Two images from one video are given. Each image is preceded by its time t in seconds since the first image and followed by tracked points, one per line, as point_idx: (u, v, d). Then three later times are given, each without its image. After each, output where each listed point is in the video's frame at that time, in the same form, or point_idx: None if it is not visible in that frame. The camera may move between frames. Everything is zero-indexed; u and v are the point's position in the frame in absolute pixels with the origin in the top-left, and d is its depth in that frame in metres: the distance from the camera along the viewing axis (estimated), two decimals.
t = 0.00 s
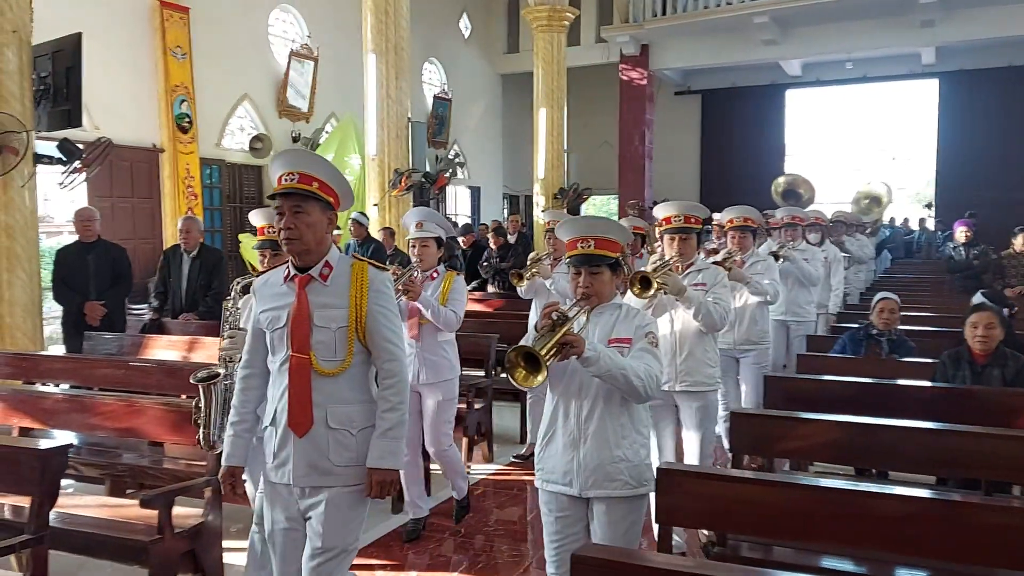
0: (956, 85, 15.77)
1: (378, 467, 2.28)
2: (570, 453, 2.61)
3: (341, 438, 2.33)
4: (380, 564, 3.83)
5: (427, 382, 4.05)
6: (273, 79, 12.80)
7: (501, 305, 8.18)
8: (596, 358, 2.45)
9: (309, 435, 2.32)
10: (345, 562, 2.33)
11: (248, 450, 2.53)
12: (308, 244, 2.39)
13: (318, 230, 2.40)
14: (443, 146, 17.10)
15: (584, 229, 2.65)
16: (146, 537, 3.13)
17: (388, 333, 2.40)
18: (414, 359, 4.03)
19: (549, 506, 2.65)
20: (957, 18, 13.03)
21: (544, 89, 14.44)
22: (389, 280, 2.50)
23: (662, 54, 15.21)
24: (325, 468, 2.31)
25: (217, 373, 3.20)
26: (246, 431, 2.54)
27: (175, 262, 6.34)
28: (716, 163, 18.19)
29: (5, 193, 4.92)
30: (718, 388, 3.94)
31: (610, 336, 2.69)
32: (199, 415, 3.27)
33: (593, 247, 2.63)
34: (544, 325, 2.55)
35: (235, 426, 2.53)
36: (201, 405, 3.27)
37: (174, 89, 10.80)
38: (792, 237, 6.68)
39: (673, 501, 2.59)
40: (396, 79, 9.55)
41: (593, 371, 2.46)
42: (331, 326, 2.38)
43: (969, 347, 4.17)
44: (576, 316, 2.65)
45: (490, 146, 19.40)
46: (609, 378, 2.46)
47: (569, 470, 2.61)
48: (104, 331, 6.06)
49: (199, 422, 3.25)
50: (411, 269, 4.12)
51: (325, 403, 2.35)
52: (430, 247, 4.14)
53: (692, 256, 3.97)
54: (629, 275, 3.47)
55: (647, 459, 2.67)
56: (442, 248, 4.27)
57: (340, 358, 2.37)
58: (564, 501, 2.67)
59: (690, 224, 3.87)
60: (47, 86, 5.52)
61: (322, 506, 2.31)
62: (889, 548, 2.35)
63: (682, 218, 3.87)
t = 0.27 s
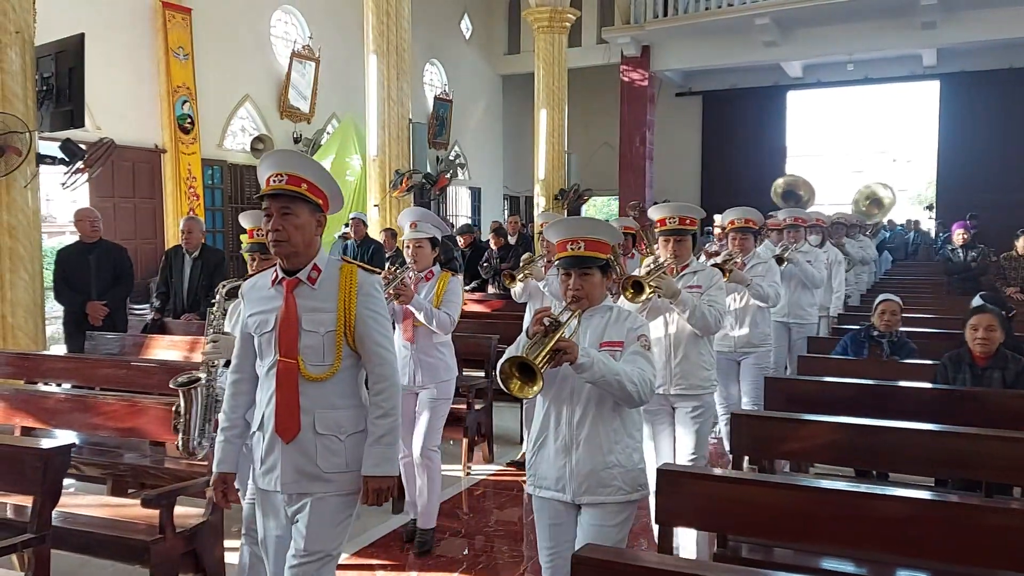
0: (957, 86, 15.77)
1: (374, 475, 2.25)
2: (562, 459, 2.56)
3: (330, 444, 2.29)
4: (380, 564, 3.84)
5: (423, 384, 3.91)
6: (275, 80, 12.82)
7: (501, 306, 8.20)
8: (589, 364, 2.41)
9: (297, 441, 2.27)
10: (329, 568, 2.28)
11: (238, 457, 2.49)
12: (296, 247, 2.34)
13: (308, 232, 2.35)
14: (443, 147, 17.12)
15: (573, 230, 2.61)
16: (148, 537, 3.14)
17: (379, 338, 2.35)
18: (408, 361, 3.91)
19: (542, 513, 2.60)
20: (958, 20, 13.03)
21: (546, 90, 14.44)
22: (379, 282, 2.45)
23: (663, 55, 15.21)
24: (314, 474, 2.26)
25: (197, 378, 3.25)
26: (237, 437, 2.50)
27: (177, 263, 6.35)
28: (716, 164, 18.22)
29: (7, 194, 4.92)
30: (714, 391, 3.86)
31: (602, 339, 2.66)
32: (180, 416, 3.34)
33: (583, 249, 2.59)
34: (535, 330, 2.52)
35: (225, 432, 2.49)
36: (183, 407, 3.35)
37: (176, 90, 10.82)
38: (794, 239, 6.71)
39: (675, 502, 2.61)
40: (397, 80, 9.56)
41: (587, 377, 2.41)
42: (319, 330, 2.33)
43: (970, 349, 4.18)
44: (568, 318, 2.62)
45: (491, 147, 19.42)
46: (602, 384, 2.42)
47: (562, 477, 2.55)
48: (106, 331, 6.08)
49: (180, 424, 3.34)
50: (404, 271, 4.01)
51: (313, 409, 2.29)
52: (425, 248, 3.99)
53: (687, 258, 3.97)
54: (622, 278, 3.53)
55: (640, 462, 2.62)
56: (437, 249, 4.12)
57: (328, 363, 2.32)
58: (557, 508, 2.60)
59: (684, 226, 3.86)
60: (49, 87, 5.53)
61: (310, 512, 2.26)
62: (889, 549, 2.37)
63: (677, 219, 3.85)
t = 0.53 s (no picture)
0: (958, 86, 15.76)
1: (356, 489, 2.18)
2: (554, 467, 2.52)
3: (314, 455, 2.23)
4: (381, 564, 3.83)
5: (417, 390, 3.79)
6: (276, 79, 12.82)
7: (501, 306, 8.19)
8: (581, 370, 2.36)
9: (279, 452, 2.22)
10: None
11: (223, 466, 2.41)
12: (283, 251, 2.28)
13: (296, 236, 2.29)
14: (444, 147, 17.12)
15: (565, 233, 2.59)
16: (147, 537, 3.13)
17: (366, 348, 2.29)
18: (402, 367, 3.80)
19: (534, 520, 2.57)
20: (959, 20, 13.02)
21: (546, 90, 14.45)
22: (369, 288, 2.39)
23: (664, 54, 15.22)
24: (298, 487, 2.21)
25: (174, 384, 2.85)
26: (222, 445, 2.42)
27: (178, 262, 6.35)
28: (717, 164, 18.23)
29: (7, 194, 4.92)
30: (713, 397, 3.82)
31: (595, 344, 2.64)
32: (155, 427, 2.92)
33: (576, 251, 2.56)
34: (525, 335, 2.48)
35: (209, 440, 2.42)
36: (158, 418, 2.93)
37: (177, 89, 10.82)
38: (795, 239, 6.70)
39: (677, 503, 2.60)
40: (398, 79, 9.56)
41: (579, 383, 2.37)
42: (305, 338, 2.28)
43: (971, 350, 4.17)
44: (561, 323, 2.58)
45: (492, 147, 19.43)
46: (594, 390, 2.38)
47: (553, 486, 2.52)
48: (106, 331, 6.07)
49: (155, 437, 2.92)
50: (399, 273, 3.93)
51: (297, 419, 2.24)
52: (423, 251, 3.90)
53: (685, 261, 3.96)
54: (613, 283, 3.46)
55: (634, 472, 2.57)
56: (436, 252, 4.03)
57: (314, 373, 2.27)
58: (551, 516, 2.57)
59: (682, 228, 3.85)
60: (50, 86, 5.52)
61: (295, 525, 2.22)
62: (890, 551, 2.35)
63: (674, 221, 3.83)
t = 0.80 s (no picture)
0: (964, 87, 15.72)
1: (343, 505, 2.14)
2: (548, 472, 2.49)
3: (301, 467, 2.19)
4: (385, 564, 3.84)
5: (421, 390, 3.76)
6: (281, 79, 12.83)
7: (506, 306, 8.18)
8: (580, 371, 2.30)
9: (264, 462, 2.19)
10: None
11: (210, 473, 2.38)
12: (274, 251, 2.24)
13: (289, 235, 2.25)
14: (449, 147, 17.11)
15: (571, 233, 2.59)
16: (153, 536, 3.14)
17: (358, 356, 2.23)
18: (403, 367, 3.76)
19: (528, 525, 2.55)
20: (966, 20, 12.97)
21: (551, 90, 14.43)
22: (365, 295, 2.34)
23: (669, 54, 15.19)
24: (282, 500, 2.18)
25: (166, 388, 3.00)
26: (210, 452, 2.39)
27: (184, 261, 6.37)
28: (722, 165, 18.20)
29: (13, 192, 4.93)
30: (718, 403, 3.79)
31: (595, 346, 2.59)
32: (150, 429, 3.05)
33: (581, 250, 2.55)
34: (523, 331, 2.38)
35: (198, 446, 2.39)
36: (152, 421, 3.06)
37: (182, 88, 10.84)
38: (797, 241, 6.67)
39: (681, 503, 2.59)
40: (403, 79, 9.57)
41: (576, 385, 2.31)
42: (295, 344, 2.24)
43: (978, 352, 4.15)
44: (560, 322, 2.52)
45: (496, 147, 19.41)
46: (592, 393, 2.32)
47: (547, 491, 2.48)
48: (111, 330, 6.07)
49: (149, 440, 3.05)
50: (402, 272, 3.94)
51: (285, 430, 2.21)
52: (427, 250, 3.94)
53: (692, 263, 3.93)
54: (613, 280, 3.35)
55: (630, 479, 2.53)
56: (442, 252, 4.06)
57: (303, 381, 2.23)
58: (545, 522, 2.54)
59: (689, 229, 3.84)
60: (56, 86, 5.53)
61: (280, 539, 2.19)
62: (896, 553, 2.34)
63: (681, 222, 3.83)
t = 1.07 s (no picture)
0: (972, 87, 15.66)
1: (331, 515, 2.05)
2: (543, 478, 2.44)
3: (291, 473, 2.11)
4: (388, 563, 3.83)
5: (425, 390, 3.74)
6: (287, 77, 12.85)
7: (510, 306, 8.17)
8: (579, 371, 2.27)
9: (252, 467, 2.11)
10: None
11: (191, 475, 2.28)
12: (267, 245, 2.16)
13: (285, 229, 2.18)
14: (454, 145, 17.11)
15: (575, 230, 2.54)
16: (157, 533, 3.15)
17: (354, 359, 2.16)
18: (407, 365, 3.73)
19: (520, 532, 2.49)
20: (974, 19, 12.91)
21: (557, 89, 14.41)
22: (362, 294, 2.25)
23: (675, 53, 15.16)
24: (269, 507, 2.09)
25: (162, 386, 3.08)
26: (193, 454, 2.29)
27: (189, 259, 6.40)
28: (727, 165, 18.18)
29: (20, 189, 4.94)
30: (724, 408, 3.62)
31: (596, 349, 2.56)
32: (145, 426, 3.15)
33: (583, 247, 2.50)
34: (521, 329, 2.33)
35: (180, 447, 2.29)
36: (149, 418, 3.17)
37: (188, 86, 10.86)
38: (795, 240, 6.63)
39: (686, 503, 2.59)
40: (408, 77, 9.56)
41: (575, 386, 2.27)
42: (287, 344, 2.16)
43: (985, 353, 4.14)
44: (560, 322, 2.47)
45: (501, 145, 19.40)
46: (591, 395, 2.29)
47: (541, 498, 2.43)
48: (116, 327, 6.09)
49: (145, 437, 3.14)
50: (402, 271, 3.94)
51: (274, 434, 2.12)
52: (428, 249, 3.95)
53: (700, 264, 3.84)
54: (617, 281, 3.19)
55: (627, 488, 2.49)
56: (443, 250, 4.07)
57: (295, 384, 2.14)
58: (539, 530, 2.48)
59: (698, 228, 3.77)
60: (63, 83, 5.54)
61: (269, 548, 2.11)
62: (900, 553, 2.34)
63: (690, 221, 3.75)
